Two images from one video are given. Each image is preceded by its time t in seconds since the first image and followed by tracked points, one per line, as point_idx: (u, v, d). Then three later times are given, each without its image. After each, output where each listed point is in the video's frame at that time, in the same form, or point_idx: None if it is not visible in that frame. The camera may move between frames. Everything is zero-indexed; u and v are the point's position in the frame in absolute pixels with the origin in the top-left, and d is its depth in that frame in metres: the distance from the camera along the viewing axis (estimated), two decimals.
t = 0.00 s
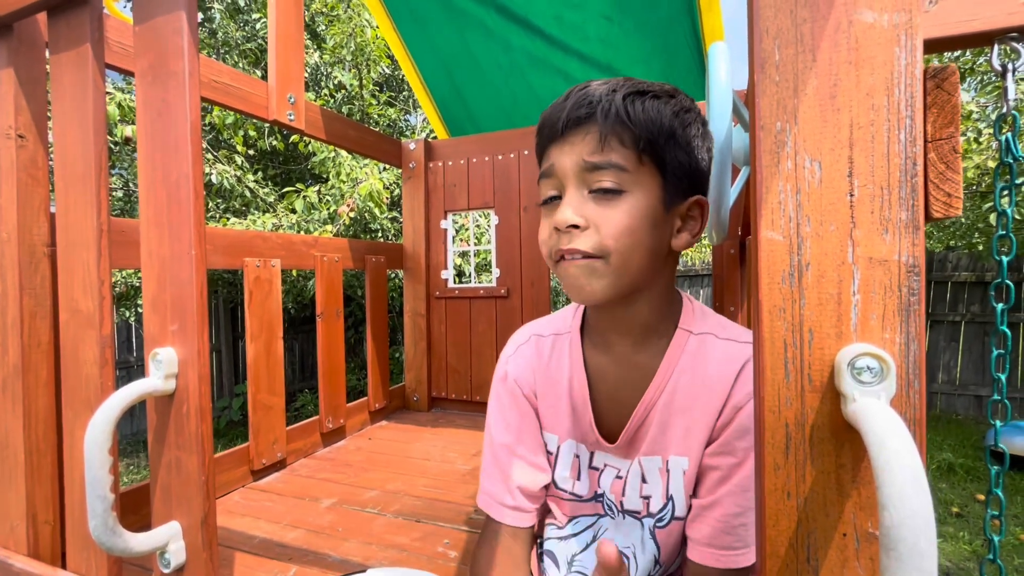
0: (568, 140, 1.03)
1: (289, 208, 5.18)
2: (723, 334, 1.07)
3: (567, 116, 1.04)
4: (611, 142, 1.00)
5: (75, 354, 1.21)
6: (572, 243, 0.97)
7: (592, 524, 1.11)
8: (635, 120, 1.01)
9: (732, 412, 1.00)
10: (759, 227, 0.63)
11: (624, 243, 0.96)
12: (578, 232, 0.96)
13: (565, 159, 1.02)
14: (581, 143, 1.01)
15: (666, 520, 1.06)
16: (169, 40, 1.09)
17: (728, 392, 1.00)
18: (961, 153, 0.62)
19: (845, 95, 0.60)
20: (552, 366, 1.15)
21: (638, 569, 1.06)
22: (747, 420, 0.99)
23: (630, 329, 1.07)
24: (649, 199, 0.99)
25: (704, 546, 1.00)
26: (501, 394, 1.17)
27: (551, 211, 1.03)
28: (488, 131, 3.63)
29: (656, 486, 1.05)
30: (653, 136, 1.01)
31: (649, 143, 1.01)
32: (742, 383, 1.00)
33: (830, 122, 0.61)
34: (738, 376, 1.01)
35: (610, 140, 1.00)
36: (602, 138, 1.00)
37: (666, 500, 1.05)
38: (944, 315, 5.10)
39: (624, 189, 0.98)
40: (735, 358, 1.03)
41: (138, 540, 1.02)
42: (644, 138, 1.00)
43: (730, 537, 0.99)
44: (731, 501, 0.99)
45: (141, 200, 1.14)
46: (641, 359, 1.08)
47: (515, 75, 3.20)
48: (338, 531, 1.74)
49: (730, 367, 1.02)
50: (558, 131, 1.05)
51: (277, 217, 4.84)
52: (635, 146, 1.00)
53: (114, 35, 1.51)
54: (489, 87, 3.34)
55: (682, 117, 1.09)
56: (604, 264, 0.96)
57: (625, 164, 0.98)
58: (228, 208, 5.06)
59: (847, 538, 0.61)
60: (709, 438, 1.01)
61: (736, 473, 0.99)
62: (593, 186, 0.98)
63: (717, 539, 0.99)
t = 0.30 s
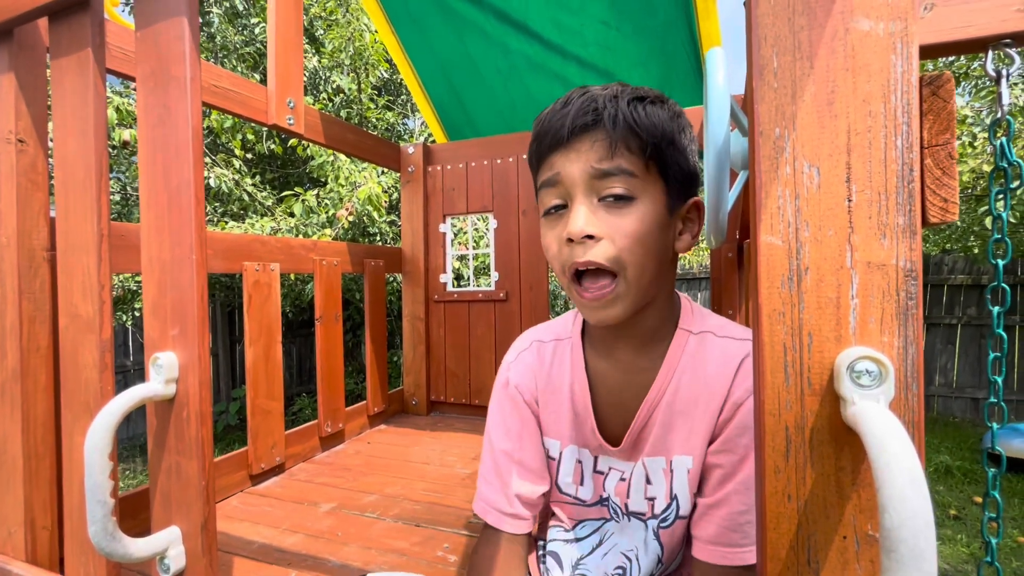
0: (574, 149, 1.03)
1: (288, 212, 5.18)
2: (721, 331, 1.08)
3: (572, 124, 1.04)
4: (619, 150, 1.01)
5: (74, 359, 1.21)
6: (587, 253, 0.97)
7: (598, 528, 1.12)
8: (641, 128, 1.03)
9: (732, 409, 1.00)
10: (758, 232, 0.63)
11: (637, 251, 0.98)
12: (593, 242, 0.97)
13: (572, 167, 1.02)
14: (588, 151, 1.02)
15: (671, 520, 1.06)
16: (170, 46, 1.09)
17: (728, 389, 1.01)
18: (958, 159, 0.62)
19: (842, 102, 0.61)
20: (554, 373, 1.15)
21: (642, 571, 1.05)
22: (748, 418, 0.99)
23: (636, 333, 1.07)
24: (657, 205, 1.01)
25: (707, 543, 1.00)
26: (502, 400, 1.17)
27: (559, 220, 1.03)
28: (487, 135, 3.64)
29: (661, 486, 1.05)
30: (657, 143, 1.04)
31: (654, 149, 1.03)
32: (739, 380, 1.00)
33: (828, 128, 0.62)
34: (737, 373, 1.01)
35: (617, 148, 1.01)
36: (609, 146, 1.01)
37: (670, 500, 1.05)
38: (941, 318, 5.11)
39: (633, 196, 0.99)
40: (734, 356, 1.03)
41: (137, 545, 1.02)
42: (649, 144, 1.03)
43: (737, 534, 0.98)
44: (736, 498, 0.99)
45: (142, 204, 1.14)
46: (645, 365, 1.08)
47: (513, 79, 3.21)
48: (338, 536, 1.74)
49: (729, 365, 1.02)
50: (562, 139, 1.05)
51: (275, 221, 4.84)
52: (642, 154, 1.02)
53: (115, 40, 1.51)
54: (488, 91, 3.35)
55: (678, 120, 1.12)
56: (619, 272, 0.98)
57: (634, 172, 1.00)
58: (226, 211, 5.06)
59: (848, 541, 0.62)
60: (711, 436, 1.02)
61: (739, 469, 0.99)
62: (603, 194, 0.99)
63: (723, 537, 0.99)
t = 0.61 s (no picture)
0: (562, 153, 1.05)
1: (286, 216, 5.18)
2: (720, 326, 1.11)
3: (558, 130, 1.06)
4: (606, 150, 1.03)
5: (72, 364, 1.21)
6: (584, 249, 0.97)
7: (609, 537, 1.11)
8: (625, 128, 1.05)
9: (735, 398, 1.03)
10: (756, 237, 0.64)
11: (634, 242, 0.98)
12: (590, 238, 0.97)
13: (562, 171, 1.03)
14: (576, 154, 1.03)
15: (673, 518, 1.05)
16: (170, 51, 1.09)
17: (730, 381, 1.03)
18: (953, 166, 0.63)
19: (839, 108, 0.62)
20: (554, 382, 1.15)
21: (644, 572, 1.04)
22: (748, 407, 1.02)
23: (637, 338, 1.07)
24: (648, 200, 1.02)
25: (698, 524, 1.03)
26: (503, 410, 1.18)
27: (553, 224, 1.04)
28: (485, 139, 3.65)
29: (667, 485, 1.05)
30: (641, 141, 1.05)
31: (640, 148, 1.05)
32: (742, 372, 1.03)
33: (825, 135, 0.62)
34: (738, 366, 1.04)
35: (604, 147, 1.03)
36: (597, 147, 1.03)
37: (674, 497, 1.04)
38: (937, 321, 5.13)
39: (625, 192, 1.00)
40: (734, 350, 1.06)
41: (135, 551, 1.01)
42: (635, 143, 1.04)
43: (726, 514, 1.01)
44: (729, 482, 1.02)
45: (141, 208, 1.14)
46: (648, 370, 1.08)
47: (511, 84, 3.22)
48: (336, 540, 1.74)
49: (729, 357, 1.05)
50: (549, 146, 1.06)
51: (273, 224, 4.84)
52: (628, 152, 1.03)
53: (114, 45, 1.52)
54: (486, 95, 3.35)
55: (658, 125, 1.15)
56: (618, 265, 0.97)
57: (622, 169, 1.02)
58: (223, 215, 5.06)
59: (847, 545, 0.62)
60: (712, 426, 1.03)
61: (737, 454, 1.02)
62: (595, 192, 1.00)
63: (713, 517, 1.02)
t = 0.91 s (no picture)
0: (549, 164, 1.04)
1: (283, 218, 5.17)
2: (718, 329, 1.10)
3: (545, 141, 1.06)
4: (592, 160, 1.02)
5: (64, 367, 1.19)
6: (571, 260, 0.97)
7: (612, 542, 1.09)
8: (611, 136, 1.04)
9: (739, 404, 1.01)
10: (757, 236, 0.63)
11: (622, 251, 0.97)
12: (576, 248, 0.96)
13: (549, 182, 1.03)
14: (563, 165, 1.03)
15: (679, 524, 1.04)
16: (164, 50, 1.08)
17: (732, 386, 1.02)
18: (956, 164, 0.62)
19: (840, 107, 0.61)
20: (550, 389, 1.15)
21: None
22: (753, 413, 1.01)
23: (637, 341, 1.06)
24: (637, 207, 1.01)
25: (726, 541, 1.01)
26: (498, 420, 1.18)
27: (542, 236, 1.03)
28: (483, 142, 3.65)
29: (672, 492, 1.04)
30: (629, 148, 1.04)
31: (627, 155, 1.03)
32: (743, 376, 1.02)
33: (826, 133, 0.61)
34: (739, 370, 1.03)
35: (590, 158, 1.02)
36: (582, 157, 1.02)
37: (680, 504, 1.03)
38: (934, 323, 5.13)
39: (612, 201, 0.99)
40: (733, 351, 1.05)
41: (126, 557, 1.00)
42: (622, 151, 1.03)
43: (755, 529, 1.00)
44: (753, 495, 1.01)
45: (134, 210, 1.13)
46: (649, 372, 1.07)
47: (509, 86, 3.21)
48: (332, 545, 1.72)
49: (730, 361, 1.04)
50: (536, 158, 1.06)
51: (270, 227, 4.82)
52: (615, 161, 1.02)
53: (109, 46, 1.51)
54: (484, 98, 3.35)
55: (647, 129, 1.13)
56: (606, 274, 0.96)
57: (609, 178, 1.00)
58: (220, 218, 5.05)
59: (850, 550, 0.61)
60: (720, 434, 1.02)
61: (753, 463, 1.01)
62: (582, 203, 0.99)
63: (743, 532, 1.00)
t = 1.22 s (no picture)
0: (563, 170, 1.03)
1: (282, 220, 5.16)
2: (723, 334, 1.10)
3: (560, 146, 1.04)
4: (607, 167, 1.01)
5: (64, 368, 1.19)
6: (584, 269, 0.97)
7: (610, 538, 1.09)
8: (627, 143, 1.03)
9: (749, 410, 1.02)
10: (760, 236, 0.63)
11: (634, 261, 0.97)
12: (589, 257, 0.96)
13: (563, 188, 1.02)
14: (577, 171, 1.02)
15: (683, 523, 1.05)
16: (167, 51, 1.08)
17: (741, 392, 1.02)
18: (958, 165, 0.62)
19: (842, 107, 0.61)
20: (552, 388, 1.15)
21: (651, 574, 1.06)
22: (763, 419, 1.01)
23: (641, 342, 1.06)
24: (649, 216, 1.01)
25: (732, 540, 1.02)
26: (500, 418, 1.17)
27: (554, 240, 1.03)
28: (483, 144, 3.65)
29: (675, 492, 1.04)
30: (644, 156, 1.03)
31: (642, 162, 1.02)
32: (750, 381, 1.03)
33: (829, 134, 0.61)
34: (748, 375, 1.03)
35: (605, 165, 1.01)
36: (597, 165, 1.01)
37: (684, 504, 1.03)
38: (932, 326, 5.14)
39: (626, 209, 0.99)
40: (742, 356, 1.05)
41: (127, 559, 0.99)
42: (637, 159, 1.02)
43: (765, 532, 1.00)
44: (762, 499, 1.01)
45: (135, 211, 1.13)
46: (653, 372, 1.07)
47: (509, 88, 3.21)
48: (332, 547, 1.71)
49: (738, 365, 1.04)
50: (551, 161, 1.05)
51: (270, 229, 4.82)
52: (630, 169, 1.01)
53: (110, 47, 1.51)
54: (483, 100, 3.35)
55: (662, 133, 1.12)
56: (617, 283, 0.97)
57: (624, 187, 1.00)
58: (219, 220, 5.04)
59: (854, 549, 0.61)
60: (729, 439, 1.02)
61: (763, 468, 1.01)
62: (596, 210, 0.99)
63: (750, 534, 1.01)
